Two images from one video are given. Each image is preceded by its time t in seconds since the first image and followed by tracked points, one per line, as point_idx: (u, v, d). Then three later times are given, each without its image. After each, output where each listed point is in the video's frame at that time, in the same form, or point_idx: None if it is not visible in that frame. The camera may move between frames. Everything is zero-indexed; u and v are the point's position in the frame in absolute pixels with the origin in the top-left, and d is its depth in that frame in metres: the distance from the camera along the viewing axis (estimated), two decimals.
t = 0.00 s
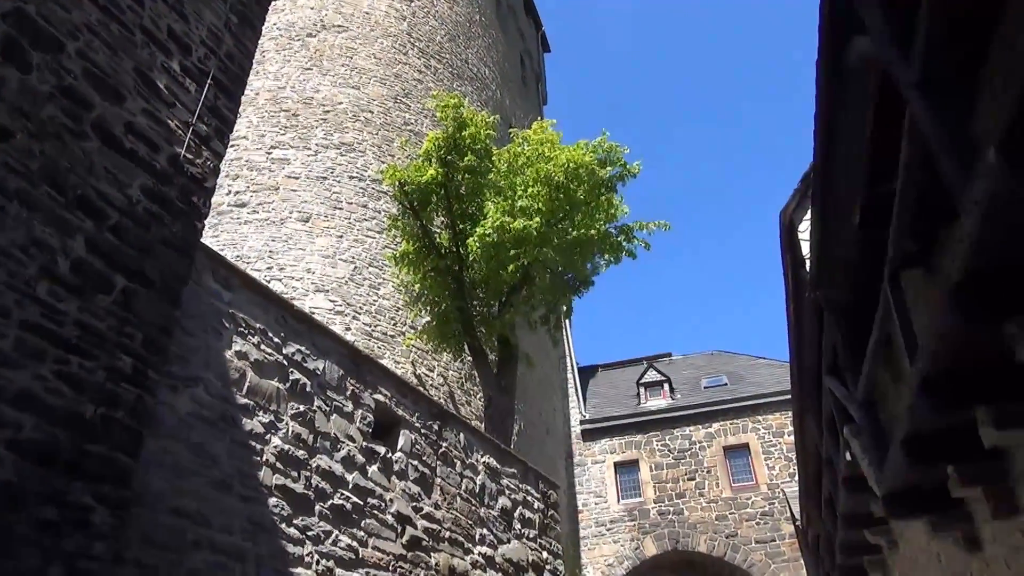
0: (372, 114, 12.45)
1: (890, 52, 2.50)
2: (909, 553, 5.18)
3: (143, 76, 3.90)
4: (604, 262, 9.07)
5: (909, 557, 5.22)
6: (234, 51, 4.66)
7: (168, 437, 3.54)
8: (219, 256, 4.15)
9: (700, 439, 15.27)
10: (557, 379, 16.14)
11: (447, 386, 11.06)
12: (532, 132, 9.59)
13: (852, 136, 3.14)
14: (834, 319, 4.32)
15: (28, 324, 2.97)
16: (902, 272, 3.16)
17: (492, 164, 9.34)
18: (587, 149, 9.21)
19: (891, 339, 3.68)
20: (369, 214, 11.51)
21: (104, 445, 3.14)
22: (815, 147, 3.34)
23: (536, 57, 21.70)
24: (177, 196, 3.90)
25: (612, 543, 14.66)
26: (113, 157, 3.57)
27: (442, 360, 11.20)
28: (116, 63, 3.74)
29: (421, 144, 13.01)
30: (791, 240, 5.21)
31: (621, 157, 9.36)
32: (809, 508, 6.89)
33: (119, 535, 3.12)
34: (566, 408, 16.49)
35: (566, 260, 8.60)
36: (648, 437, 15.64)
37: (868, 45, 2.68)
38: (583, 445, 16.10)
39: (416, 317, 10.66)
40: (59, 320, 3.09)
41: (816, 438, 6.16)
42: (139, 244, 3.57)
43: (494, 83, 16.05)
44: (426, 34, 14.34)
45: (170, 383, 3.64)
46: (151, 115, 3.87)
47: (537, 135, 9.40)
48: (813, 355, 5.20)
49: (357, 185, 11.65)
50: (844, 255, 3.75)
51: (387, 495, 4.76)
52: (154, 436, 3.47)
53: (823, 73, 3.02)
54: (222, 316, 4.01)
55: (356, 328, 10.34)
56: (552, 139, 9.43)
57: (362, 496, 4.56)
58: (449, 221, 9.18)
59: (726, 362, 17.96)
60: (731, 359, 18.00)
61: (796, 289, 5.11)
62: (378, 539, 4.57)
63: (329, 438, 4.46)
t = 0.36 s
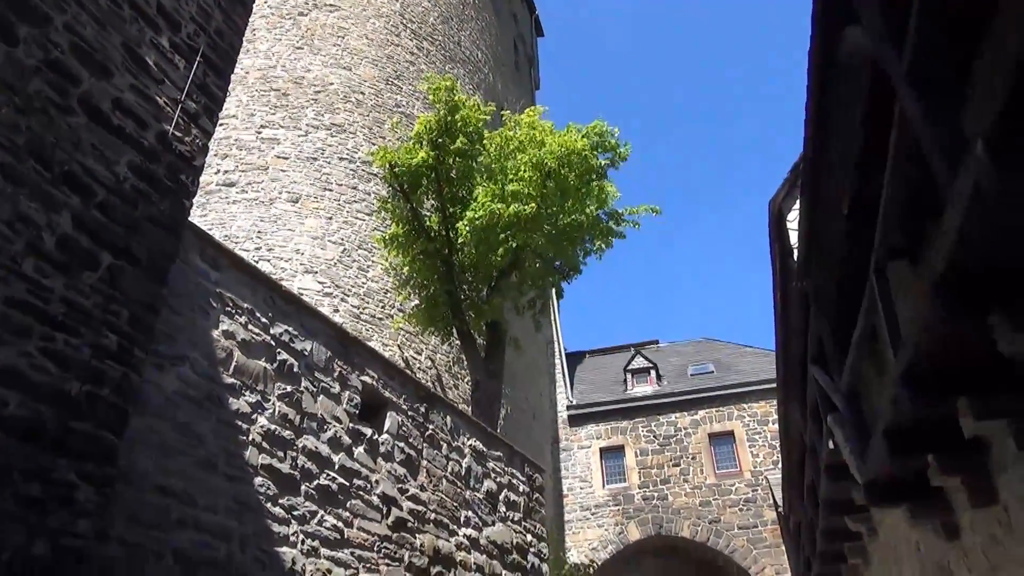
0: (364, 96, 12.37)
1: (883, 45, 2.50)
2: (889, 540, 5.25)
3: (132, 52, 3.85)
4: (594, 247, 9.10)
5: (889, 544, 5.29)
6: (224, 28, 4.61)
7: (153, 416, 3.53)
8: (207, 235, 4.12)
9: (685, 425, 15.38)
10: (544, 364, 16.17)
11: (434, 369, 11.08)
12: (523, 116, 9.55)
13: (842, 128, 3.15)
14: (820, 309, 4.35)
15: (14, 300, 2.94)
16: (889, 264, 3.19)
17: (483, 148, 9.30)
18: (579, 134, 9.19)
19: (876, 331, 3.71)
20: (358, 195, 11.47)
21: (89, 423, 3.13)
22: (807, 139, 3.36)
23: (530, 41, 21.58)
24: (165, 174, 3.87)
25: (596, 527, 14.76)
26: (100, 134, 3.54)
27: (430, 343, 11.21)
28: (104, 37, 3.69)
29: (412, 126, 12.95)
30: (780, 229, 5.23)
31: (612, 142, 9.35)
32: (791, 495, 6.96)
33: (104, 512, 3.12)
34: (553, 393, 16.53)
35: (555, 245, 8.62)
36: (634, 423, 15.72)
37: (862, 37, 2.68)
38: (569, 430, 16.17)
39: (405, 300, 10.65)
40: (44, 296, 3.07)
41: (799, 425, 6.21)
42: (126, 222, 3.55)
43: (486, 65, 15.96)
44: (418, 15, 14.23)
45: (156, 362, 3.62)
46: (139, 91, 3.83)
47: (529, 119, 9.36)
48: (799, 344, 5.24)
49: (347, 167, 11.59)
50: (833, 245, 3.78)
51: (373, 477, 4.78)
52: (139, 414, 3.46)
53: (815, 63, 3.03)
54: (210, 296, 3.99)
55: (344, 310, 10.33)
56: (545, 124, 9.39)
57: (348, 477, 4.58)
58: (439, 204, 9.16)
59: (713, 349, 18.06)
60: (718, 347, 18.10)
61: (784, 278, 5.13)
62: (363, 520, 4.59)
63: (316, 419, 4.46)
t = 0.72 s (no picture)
0: (352, 76, 12.28)
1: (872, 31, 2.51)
2: (870, 523, 5.33)
3: (116, 29, 3.80)
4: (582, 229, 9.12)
5: (869, 527, 5.37)
6: (210, 6, 4.56)
7: (138, 395, 3.52)
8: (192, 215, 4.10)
9: (671, 410, 15.48)
10: (531, 348, 16.20)
11: (421, 352, 11.08)
12: (513, 99, 9.52)
13: (830, 113, 3.15)
14: (806, 294, 4.37)
15: None
16: (874, 249, 3.20)
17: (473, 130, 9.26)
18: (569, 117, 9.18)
19: (860, 315, 3.74)
20: (346, 177, 11.42)
21: (73, 401, 3.11)
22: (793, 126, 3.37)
23: (520, 23, 21.44)
24: (150, 152, 3.83)
25: (581, 510, 14.87)
26: (84, 111, 3.49)
27: (417, 326, 11.21)
28: (87, 12, 3.64)
29: (400, 108, 12.88)
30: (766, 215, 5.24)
31: (601, 126, 9.34)
32: (774, 479, 7.05)
33: (88, 491, 3.11)
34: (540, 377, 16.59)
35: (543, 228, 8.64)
36: (620, 407, 15.81)
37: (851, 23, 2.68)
38: (556, 413, 16.24)
39: (392, 282, 10.64)
40: (28, 275, 3.04)
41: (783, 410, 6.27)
42: (110, 199, 3.52)
43: (476, 48, 15.86)
44: None
45: (141, 341, 3.61)
46: (123, 68, 3.79)
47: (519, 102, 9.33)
48: (784, 329, 5.28)
49: (335, 148, 11.52)
50: (818, 232, 3.80)
51: (359, 458, 4.79)
52: (123, 394, 3.44)
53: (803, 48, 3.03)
54: (195, 275, 3.97)
55: (331, 292, 10.30)
56: (534, 106, 9.36)
57: (334, 458, 4.59)
58: (427, 186, 9.14)
59: (699, 335, 18.16)
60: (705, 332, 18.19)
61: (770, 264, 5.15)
62: (349, 500, 4.61)
63: (302, 400, 4.46)
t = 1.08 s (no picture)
0: (339, 58, 12.18)
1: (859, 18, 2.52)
2: (850, 507, 5.40)
3: (99, 5, 3.75)
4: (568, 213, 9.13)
5: (849, 512, 5.44)
6: None
7: (121, 375, 3.50)
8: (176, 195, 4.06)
9: (655, 395, 15.58)
10: (516, 332, 16.23)
11: (408, 335, 11.09)
12: (500, 82, 9.48)
13: (817, 100, 3.16)
14: (790, 281, 4.41)
15: None
16: (857, 236, 3.23)
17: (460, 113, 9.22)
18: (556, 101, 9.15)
19: (843, 302, 3.78)
20: (333, 159, 11.36)
21: (55, 380, 3.09)
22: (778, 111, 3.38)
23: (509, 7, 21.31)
24: (133, 130, 3.79)
25: (566, 494, 14.97)
26: (65, 88, 3.44)
27: (404, 310, 11.20)
28: None
29: (388, 90, 12.81)
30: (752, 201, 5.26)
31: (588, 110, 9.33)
32: (757, 464, 7.12)
33: (70, 471, 3.10)
34: (525, 362, 16.64)
35: (529, 213, 8.65)
36: (605, 392, 15.90)
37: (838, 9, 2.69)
38: (541, 398, 16.30)
39: (378, 266, 10.63)
40: (8, 253, 3.01)
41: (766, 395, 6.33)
42: (92, 178, 3.48)
43: (465, 30, 15.76)
44: None
45: (124, 321, 3.58)
46: (106, 45, 3.73)
47: (506, 86, 9.29)
48: (768, 315, 5.32)
49: (321, 130, 11.45)
50: (802, 218, 3.82)
51: (344, 440, 4.79)
52: (106, 374, 3.42)
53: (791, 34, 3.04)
54: (179, 256, 3.95)
55: (317, 276, 10.27)
56: (522, 90, 9.33)
57: (319, 440, 4.59)
58: (415, 169, 9.10)
59: (685, 321, 18.25)
60: (690, 319, 18.28)
61: (754, 250, 5.18)
62: (333, 482, 4.61)
63: (287, 381, 4.46)
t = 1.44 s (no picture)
0: (332, 34, 12.07)
1: None
2: (837, 487, 5.45)
3: None
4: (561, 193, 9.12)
5: (836, 492, 5.50)
6: None
7: (111, 349, 3.49)
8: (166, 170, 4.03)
9: (646, 376, 15.66)
10: (509, 312, 16.25)
11: (400, 315, 11.09)
12: (494, 61, 9.43)
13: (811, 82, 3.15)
14: (781, 264, 4.42)
15: None
16: (849, 219, 3.24)
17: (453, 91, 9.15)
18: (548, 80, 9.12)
19: (833, 285, 3.79)
20: (325, 137, 11.30)
21: (44, 354, 3.08)
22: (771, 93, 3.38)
23: None
24: (123, 104, 3.76)
25: (556, 473, 15.07)
26: (53, 60, 3.40)
27: (396, 289, 11.20)
28: None
29: (381, 68, 12.72)
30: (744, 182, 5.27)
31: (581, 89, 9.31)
32: (746, 444, 7.18)
33: (60, 445, 3.10)
34: (518, 342, 16.68)
35: (521, 193, 8.65)
36: (596, 372, 15.96)
37: None
38: (533, 378, 16.36)
39: (370, 245, 10.61)
40: None
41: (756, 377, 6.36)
42: (81, 151, 3.45)
43: (459, 8, 15.63)
44: None
45: (114, 296, 3.56)
46: (95, 17, 3.69)
47: (499, 65, 9.24)
48: (759, 296, 5.34)
49: (314, 108, 11.38)
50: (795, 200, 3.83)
51: (335, 417, 4.80)
52: (95, 348, 3.41)
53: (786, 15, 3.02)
54: (169, 232, 3.93)
55: (309, 254, 10.26)
56: (515, 69, 9.28)
57: (310, 417, 4.60)
58: (408, 147, 9.06)
59: (677, 302, 18.30)
60: (682, 300, 18.34)
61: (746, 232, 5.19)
62: (324, 459, 4.63)
63: (278, 358, 4.46)
